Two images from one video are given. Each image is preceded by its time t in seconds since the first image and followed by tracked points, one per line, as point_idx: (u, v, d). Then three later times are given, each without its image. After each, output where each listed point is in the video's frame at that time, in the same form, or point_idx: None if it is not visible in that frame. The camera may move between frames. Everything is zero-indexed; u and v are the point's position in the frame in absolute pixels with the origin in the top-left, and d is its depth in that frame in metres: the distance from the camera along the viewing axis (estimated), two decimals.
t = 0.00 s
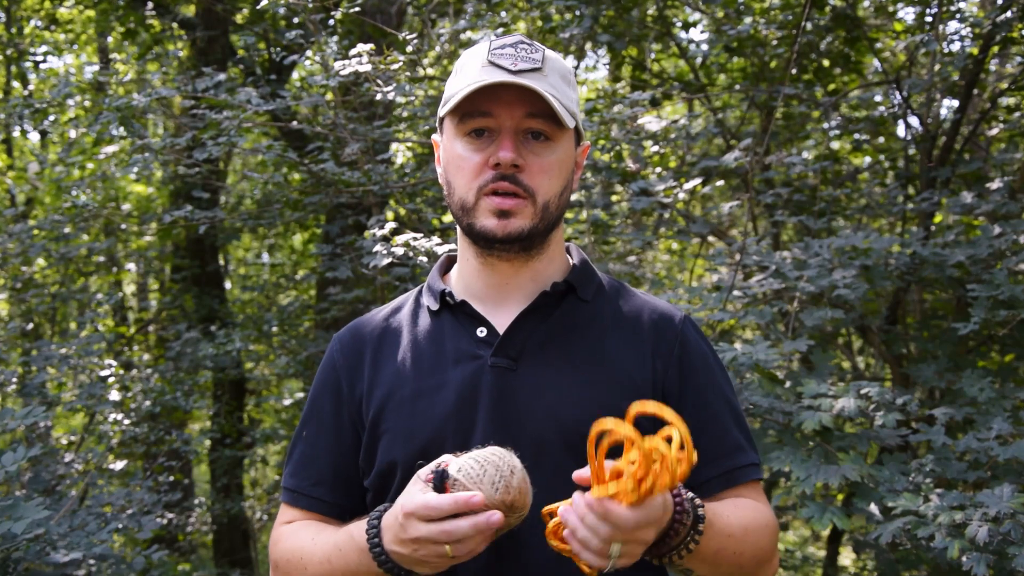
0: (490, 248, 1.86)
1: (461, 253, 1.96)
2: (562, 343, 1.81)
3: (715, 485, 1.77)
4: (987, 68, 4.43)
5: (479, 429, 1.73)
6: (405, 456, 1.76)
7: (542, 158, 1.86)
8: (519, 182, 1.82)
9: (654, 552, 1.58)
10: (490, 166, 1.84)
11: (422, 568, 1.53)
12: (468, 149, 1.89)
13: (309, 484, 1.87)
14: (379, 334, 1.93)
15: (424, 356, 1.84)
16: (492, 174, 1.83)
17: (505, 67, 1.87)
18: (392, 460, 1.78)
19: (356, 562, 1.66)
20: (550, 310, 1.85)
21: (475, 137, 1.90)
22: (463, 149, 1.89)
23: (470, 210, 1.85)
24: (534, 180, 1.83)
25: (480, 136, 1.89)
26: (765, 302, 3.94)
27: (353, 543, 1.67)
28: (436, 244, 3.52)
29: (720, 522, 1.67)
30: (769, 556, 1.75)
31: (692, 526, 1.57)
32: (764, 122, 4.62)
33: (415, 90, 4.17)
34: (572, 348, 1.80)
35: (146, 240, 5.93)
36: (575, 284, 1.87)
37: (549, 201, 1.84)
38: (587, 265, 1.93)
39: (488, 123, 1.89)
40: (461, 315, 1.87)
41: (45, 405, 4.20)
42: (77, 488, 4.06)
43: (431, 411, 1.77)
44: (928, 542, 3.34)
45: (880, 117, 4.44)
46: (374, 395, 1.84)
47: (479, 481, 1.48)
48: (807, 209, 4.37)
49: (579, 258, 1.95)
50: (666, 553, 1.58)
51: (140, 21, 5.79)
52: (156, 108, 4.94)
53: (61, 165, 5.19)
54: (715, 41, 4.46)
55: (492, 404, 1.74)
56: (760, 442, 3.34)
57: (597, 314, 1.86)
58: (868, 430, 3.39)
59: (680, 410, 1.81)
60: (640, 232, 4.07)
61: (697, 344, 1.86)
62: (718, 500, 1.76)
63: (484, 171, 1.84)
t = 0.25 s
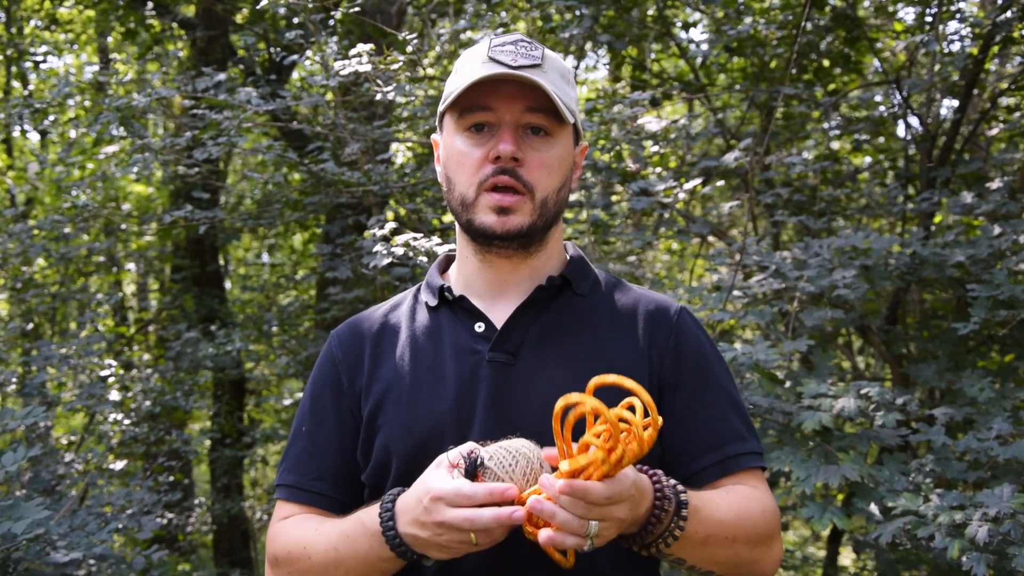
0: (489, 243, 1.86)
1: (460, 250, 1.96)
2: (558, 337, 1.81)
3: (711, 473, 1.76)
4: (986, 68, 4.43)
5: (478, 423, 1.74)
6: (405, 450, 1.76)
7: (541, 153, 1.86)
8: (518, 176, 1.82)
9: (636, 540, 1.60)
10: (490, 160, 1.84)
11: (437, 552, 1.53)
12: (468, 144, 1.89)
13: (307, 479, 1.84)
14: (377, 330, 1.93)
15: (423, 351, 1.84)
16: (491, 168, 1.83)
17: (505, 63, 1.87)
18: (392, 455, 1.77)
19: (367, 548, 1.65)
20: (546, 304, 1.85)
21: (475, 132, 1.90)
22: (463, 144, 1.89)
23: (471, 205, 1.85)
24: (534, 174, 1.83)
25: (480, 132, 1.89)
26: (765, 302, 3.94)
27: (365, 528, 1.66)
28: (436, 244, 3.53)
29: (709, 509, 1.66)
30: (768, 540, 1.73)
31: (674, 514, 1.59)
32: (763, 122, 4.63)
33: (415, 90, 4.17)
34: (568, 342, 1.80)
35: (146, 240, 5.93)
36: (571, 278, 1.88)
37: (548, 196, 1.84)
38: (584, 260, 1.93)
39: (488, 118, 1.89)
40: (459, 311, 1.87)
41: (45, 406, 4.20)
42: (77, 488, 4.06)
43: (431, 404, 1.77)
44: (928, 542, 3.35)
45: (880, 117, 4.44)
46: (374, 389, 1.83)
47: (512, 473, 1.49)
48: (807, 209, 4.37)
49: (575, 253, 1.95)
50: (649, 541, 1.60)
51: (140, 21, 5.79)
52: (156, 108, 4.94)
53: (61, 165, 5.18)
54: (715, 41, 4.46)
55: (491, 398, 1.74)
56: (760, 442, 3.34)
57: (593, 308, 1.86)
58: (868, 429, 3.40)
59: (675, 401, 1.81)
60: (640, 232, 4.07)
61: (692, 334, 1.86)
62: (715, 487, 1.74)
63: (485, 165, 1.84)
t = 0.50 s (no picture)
0: (488, 243, 1.86)
1: (458, 249, 1.96)
2: (555, 334, 1.81)
3: (705, 466, 1.75)
4: (987, 68, 4.43)
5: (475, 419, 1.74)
6: (402, 446, 1.75)
7: (541, 152, 1.86)
8: (517, 175, 1.83)
9: (635, 506, 1.56)
10: (490, 159, 1.84)
11: (435, 531, 1.53)
12: (467, 143, 1.89)
13: (305, 477, 1.84)
14: (376, 329, 1.93)
15: (421, 348, 1.84)
16: (491, 167, 1.83)
17: (504, 62, 1.87)
18: (389, 451, 1.77)
19: (361, 542, 1.62)
20: (543, 301, 1.86)
21: (474, 131, 1.90)
22: (462, 143, 1.89)
23: (470, 204, 1.85)
24: (533, 173, 1.83)
25: (479, 131, 1.89)
26: (765, 302, 3.94)
27: (358, 522, 1.63)
28: (436, 244, 3.53)
29: (711, 488, 1.63)
30: (763, 530, 1.71)
31: (677, 483, 1.55)
32: (763, 122, 4.63)
33: (415, 90, 4.17)
34: (565, 339, 1.81)
35: (146, 240, 5.93)
36: (569, 277, 1.88)
37: (547, 195, 1.84)
38: (581, 259, 1.93)
39: (487, 117, 1.89)
40: (457, 308, 1.88)
41: (45, 406, 4.20)
42: (77, 488, 4.06)
43: (429, 401, 1.77)
44: (928, 542, 3.34)
45: (880, 117, 4.44)
46: (372, 386, 1.83)
47: (493, 435, 1.51)
48: (807, 209, 4.37)
49: (572, 252, 1.96)
50: (648, 509, 1.56)
51: (140, 21, 5.79)
52: (156, 108, 4.94)
53: (61, 165, 5.18)
54: (715, 41, 4.45)
55: (488, 394, 1.74)
56: (760, 442, 3.34)
57: (590, 306, 1.86)
58: (868, 430, 3.40)
59: (671, 398, 1.81)
60: (640, 232, 4.07)
61: (689, 332, 1.86)
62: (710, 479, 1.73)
63: (484, 164, 1.84)
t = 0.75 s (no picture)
0: (486, 243, 1.86)
1: (456, 250, 1.96)
2: (553, 335, 1.81)
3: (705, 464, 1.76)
4: (987, 68, 4.43)
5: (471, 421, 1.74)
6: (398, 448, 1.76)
7: (539, 153, 1.86)
8: (516, 175, 1.82)
9: (652, 484, 1.57)
10: (488, 160, 1.84)
11: (411, 554, 1.53)
12: (466, 144, 1.89)
13: (303, 480, 1.87)
14: (374, 331, 1.93)
15: (417, 350, 1.84)
16: (489, 167, 1.83)
17: (503, 63, 1.87)
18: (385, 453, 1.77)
19: (344, 560, 1.65)
20: (541, 302, 1.85)
21: (472, 133, 1.90)
22: (461, 145, 1.89)
23: (468, 204, 1.85)
24: (531, 173, 1.83)
25: (478, 132, 1.89)
26: (765, 302, 3.94)
27: (340, 540, 1.65)
28: (436, 244, 3.53)
29: (728, 478, 1.64)
30: (770, 526, 1.72)
31: (698, 468, 1.56)
32: (763, 122, 4.62)
33: (415, 90, 4.17)
34: (563, 340, 1.81)
35: (146, 240, 5.93)
36: (566, 277, 1.88)
37: (545, 195, 1.84)
38: (580, 259, 1.93)
39: (486, 119, 1.89)
40: (454, 309, 1.87)
41: (45, 406, 4.19)
42: (77, 488, 4.06)
43: (424, 403, 1.77)
44: (928, 542, 3.34)
45: (880, 117, 4.44)
46: (368, 389, 1.84)
47: (448, 455, 1.52)
48: (807, 209, 4.37)
49: (570, 251, 1.96)
50: (665, 489, 1.57)
51: (140, 21, 5.79)
52: (156, 107, 4.94)
53: (61, 165, 5.18)
54: (715, 41, 4.45)
55: (485, 396, 1.75)
56: (760, 442, 3.34)
57: (588, 306, 1.86)
58: (868, 430, 3.40)
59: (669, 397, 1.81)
60: (640, 232, 4.07)
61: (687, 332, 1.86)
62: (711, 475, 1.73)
63: (482, 164, 1.84)
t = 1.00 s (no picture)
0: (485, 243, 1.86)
1: (455, 251, 1.96)
2: (552, 336, 1.81)
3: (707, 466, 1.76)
4: (987, 68, 4.43)
5: (470, 422, 1.74)
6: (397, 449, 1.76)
7: (538, 153, 1.86)
8: (515, 175, 1.82)
9: (654, 489, 1.59)
10: (486, 160, 1.84)
11: (402, 564, 1.53)
12: (464, 144, 1.89)
13: (303, 481, 1.87)
14: (373, 331, 1.94)
15: (417, 351, 1.84)
16: (487, 167, 1.83)
17: (500, 64, 1.87)
18: (384, 454, 1.77)
19: (340, 565, 1.66)
20: (541, 302, 1.85)
21: (471, 133, 1.90)
22: (459, 145, 1.90)
23: (467, 204, 1.85)
24: (530, 174, 1.83)
25: (476, 132, 1.89)
26: (765, 302, 3.94)
27: (335, 544, 1.67)
28: (436, 244, 3.53)
29: (730, 485, 1.64)
30: (769, 534, 1.72)
31: (701, 477, 1.56)
32: (763, 122, 4.63)
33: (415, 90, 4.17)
34: (563, 340, 1.81)
35: (146, 240, 5.93)
36: (566, 277, 1.88)
37: (544, 195, 1.84)
38: (580, 259, 1.93)
39: (484, 119, 1.89)
40: (453, 310, 1.88)
41: (45, 406, 4.19)
42: (77, 488, 4.06)
43: (423, 404, 1.77)
44: (928, 542, 3.35)
45: (880, 117, 4.44)
46: (367, 390, 1.84)
47: (433, 468, 1.53)
48: (807, 209, 4.38)
49: (570, 251, 1.95)
50: (666, 495, 1.58)
51: (140, 21, 5.79)
52: (156, 107, 4.94)
53: (61, 165, 5.18)
54: (715, 41, 4.45)
55: (484, 397, 1.75)
56: (760, 442, 3.35)
57: (588, 306, 1.86)
58: (868, 430, 3.40)
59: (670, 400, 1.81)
60: (640, 232, 4.07)
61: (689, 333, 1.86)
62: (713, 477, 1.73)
63: (481, 164, 1.84)
